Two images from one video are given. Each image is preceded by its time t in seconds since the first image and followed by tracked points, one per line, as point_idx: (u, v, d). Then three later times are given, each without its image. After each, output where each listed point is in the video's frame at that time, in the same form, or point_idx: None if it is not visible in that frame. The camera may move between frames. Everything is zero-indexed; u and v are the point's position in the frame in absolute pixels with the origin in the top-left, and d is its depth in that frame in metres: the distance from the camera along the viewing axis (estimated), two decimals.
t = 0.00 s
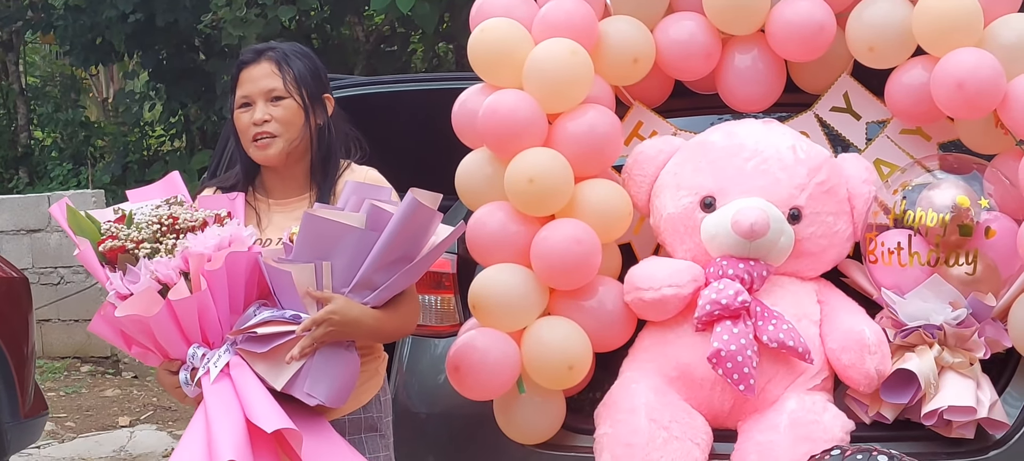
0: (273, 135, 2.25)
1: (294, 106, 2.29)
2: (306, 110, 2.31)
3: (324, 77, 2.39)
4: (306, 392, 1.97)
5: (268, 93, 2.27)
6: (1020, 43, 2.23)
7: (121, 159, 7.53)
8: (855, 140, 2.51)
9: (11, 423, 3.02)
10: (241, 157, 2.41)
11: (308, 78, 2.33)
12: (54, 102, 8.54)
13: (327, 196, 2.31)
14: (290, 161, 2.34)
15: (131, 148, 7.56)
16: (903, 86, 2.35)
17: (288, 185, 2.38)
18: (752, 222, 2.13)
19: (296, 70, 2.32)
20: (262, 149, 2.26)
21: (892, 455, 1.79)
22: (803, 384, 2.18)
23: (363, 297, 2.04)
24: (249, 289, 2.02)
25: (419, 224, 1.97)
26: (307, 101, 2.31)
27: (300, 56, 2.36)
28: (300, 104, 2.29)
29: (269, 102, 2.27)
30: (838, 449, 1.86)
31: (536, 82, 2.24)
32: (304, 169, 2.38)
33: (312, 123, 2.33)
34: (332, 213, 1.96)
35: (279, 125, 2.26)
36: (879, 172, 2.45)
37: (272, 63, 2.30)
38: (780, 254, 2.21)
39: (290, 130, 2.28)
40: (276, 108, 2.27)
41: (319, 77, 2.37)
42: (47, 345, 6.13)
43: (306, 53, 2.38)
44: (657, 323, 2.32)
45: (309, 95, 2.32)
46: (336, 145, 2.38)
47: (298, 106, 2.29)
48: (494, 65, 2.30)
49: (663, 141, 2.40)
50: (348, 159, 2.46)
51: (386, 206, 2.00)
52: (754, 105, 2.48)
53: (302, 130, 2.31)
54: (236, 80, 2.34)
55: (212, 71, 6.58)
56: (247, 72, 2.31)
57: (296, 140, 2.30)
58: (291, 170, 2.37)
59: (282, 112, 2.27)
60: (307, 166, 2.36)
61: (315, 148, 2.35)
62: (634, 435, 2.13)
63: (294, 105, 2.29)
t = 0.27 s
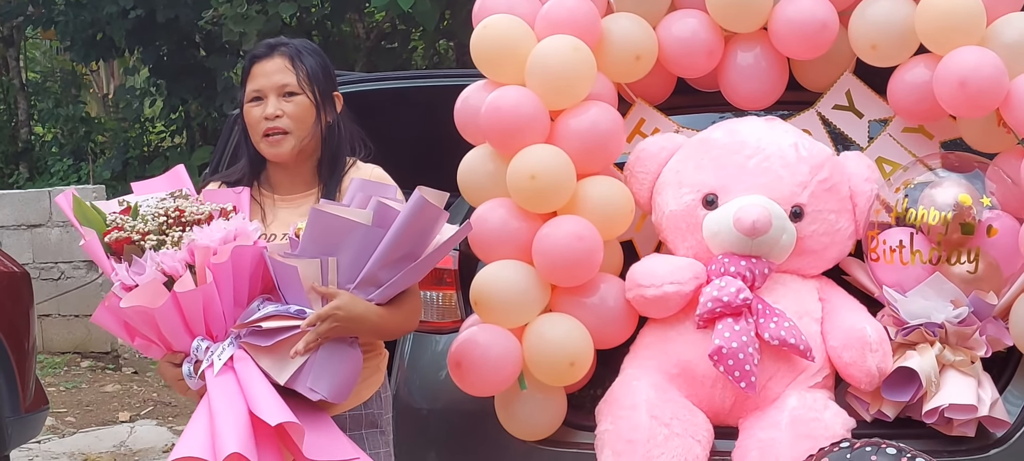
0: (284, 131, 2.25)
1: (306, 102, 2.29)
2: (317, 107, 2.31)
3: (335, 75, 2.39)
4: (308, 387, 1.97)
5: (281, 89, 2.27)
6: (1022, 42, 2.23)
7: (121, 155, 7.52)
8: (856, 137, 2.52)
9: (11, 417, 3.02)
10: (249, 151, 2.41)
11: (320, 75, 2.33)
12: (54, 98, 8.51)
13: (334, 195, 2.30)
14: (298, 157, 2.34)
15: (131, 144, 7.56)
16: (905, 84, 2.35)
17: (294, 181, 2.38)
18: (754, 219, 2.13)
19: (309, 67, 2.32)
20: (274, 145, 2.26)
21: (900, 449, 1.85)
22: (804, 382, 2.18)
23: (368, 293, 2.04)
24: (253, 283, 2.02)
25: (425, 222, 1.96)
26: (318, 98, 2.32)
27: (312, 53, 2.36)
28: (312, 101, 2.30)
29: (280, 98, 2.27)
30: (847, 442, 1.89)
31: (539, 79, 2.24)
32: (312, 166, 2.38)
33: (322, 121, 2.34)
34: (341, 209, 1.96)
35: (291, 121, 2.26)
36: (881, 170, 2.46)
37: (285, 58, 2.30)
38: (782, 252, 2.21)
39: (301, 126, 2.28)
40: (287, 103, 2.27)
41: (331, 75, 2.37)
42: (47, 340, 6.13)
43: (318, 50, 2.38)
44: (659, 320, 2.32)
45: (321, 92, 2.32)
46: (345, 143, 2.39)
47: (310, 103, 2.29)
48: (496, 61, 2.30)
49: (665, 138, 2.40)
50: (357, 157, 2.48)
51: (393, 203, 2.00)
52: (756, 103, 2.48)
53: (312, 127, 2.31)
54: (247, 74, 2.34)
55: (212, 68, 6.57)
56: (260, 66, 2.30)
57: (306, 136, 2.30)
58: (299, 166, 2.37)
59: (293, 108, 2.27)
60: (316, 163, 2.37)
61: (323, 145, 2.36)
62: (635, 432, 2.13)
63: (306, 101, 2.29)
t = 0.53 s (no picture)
0: (289, 126, 2.25)
1: (312, 98, 2.29)
2: (323, 102, 2.31)
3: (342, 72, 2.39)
4: (317, 379, 1.97)
5: (287, 84, 2.28)
6: None
7: (121, 151, 7.51)
8: (859, 136, 2.52)
9: (11, 411, 3.03)
10: (253, 145, 2.41)
11: (326, 71, 2.33)
12: (55, 93, 8.47)
13: (338, 189, 2.31)
14: (303, 152, 2.34)
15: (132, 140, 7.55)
16: (908, 83, 2.35)
17: (298, 176, 2.38)
18: (755, 217, 2.14)
19: (316, 63, 2.32)
20: (279, 139, 2.27)
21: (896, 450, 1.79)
22: (805, 380, 2.19)
23: (376, 287, 2.04)
24: (261, 277, 2.02)
25: (434, 216, 1.97)
26: (324, 94, 2.32)
27: (318, 49, 2.36)
28: (318, 96, 2.30)
29: (287, 93, 2.28)
30: (841, 443, 1.84)
31: (541, 76, 2.24)
32: (316, 161, 2.38)
33: (327, 117, 2.34)
34: (350, 203, 1.97)
35: (297, 117, 2.27)
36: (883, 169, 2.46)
37: (292, 54, 2.31)
38: (784, 250, 2.21)
39: (306, 121, 2.28)
40: (293, 99, 2.27)
41: (337, 72, 2.37)
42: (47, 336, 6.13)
43: (325, 46, 2.39)
44: (660, 317, 2.32)
45: (327, 88, 2.33)
46: (349, 140, 2.38)
47: (316, 99, 2.30)
48: (498, 58, 2.30)
49: (667, 136, 2.40)
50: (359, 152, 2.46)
51: (402, 197, 2.01)
52: (761, 101, 2.47)
53: (318, 123, 2.32)
54: (253, 68, 2.34)
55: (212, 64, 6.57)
56: (266, 60, 2.31)
57: (311, 132, 2.30)
58: (303, 161, 2.37)
59: (299, 104, 2.28)
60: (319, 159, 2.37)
61: (327, 141, 2.36)
62: (636, 429, 2.14)
63: (312, 97, 2.29)
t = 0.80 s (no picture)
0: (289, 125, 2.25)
1: (312, 97, 2.29)
2: (323, 101, 2.31)
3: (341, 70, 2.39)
4: (323, 375, 1.97)
5: (288, 83, 2.28)
6: None
7: (122, 149, 7.52)
8: (862, 135, 2.52)
9: (13, 409, 3.04)
10: (253, 144, 2.40)
11: (326, 70, 2.33)
12: (57, 91, 8.50)
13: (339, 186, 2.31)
14: (303, 151, 2.34)
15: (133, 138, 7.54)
16: (910, 82, 2.35)
17: (298, 174, 2.38)
18: (758, 216, 2.13)
19: (315, 62, 2.32)
20: (279, 139, 2.27)
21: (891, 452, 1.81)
22: (807, 379, 2.19)
23: (379, 280, 2.04)
24: (263, 275, 2.02)
25: (434, 208, 1.98)
26: (324, 92, 2.32)
27: (318, 47, 2.36)
28: (317, 95, 2.30)
29: (287, 92, 2.27)
30: (838, 446, 1.86)
31: (544, 75, 2.24)
32: (316, 160, 2.38)
33: (327, 115, 2.34)
34: (349, 198, 1.97)
35: (296, 116, 2.27)
36: (886, 168, 2.47)
37: (292, 52, 2.30)
38: (786, 249, 2.21)
39: (306, 121, 2.28)
40: (294, 98, 2.27)
41: (336, 70, 2.37)
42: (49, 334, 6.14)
43: (324, 45, 2.39)
44: (662, 316, 2.32)
45: (326, 87, 2.33)
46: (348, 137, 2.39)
47: (316, 98, 2.30)
48: (501, 56, 2.30)
49: (669, 134, 2.40)
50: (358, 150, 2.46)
51: (401, 191, 2.03)
52: (763, 100, 2.48)
53: (317, 122, 2.32)
54: (252, 67, 2.33)
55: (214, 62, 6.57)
56: (266, 59, 2.30)
57: (311, 131, 2.30)
58: (303, 160, 2.37)
59: (300, 103, 2.28)
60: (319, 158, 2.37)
61: (326, 140, 2.36)
62: (638, 428, 2.14)
63: (312, 96, 2.29)
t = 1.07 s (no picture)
0: (279, 122, 2.25)
1: (302, 93, 2.29)
2: (313, 96, 2.31)
3: (332, 65, 2.39)
4: (319, 373, 1.97)
5: (276, 80, 2.28)
6: None
7: (120, 147, 7.51)
8: (860, 133, 2.51)
9: (12, 406, 3.03)
10: (250, 143, 2.41)
11: (315, 65, 2.32)
12: (55, 88, 8.49)
13: (337, 184, 2.30)
14: (297, 148, 2.33)
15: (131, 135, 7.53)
16: (909, 80, 2.35)
17: (296, 172, 2.38)
18: (757, 214, 2.13)
19: (303, 58, 2.31)
20: (271, 136, 2.27)
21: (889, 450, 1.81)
22: (806, 376, 2.19)
23: (376, 280, 2.03)
24: (261, 273, 2.02)
25: (432, 207, 1.97)
26: (314, 87, 2.31)
27: (306, 43, 2.35)
28: (307, 91, 2.29)
29: (276, 90, 2.28)
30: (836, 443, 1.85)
31: (543, 72, 2.24)
32: (313, 156, 2.37)
33: (319, 111, 2.33)
34: (346, 196, 1.97)
35: (287, 112, 2.26)
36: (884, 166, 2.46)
37: (279, 50, 2.30)
38: (784, 247, 2.21)
39: (297, 117, 2.28)
40: (283, 95, 2.27)
41: (327, 65, 2.37)
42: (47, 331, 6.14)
43: (313, 41, 2.38)
44: (661, 314, 2.32)
45: (316, 82, 2.32)
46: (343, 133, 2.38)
47: (305, 93, 2.29)
48: (499, 54, 2.30)
49: (668, 132, 2.40)
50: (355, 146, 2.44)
51: (400, 190, 2.01)
52: (762, 97, 2.47)
53: (309, 117, 2.31)
54: (242, 67, 2.34)
55: (213, 59, 6.55)
56: (254, 59, 2.31)
57: (303, 127, 2.30)
58: (300, 158, 2.37)
59: (289, 99, 2.27)
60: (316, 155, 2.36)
61: (320, 135, 2.35)
62: (637, 426, 2.14)
63: (301, 92, 2.28)
